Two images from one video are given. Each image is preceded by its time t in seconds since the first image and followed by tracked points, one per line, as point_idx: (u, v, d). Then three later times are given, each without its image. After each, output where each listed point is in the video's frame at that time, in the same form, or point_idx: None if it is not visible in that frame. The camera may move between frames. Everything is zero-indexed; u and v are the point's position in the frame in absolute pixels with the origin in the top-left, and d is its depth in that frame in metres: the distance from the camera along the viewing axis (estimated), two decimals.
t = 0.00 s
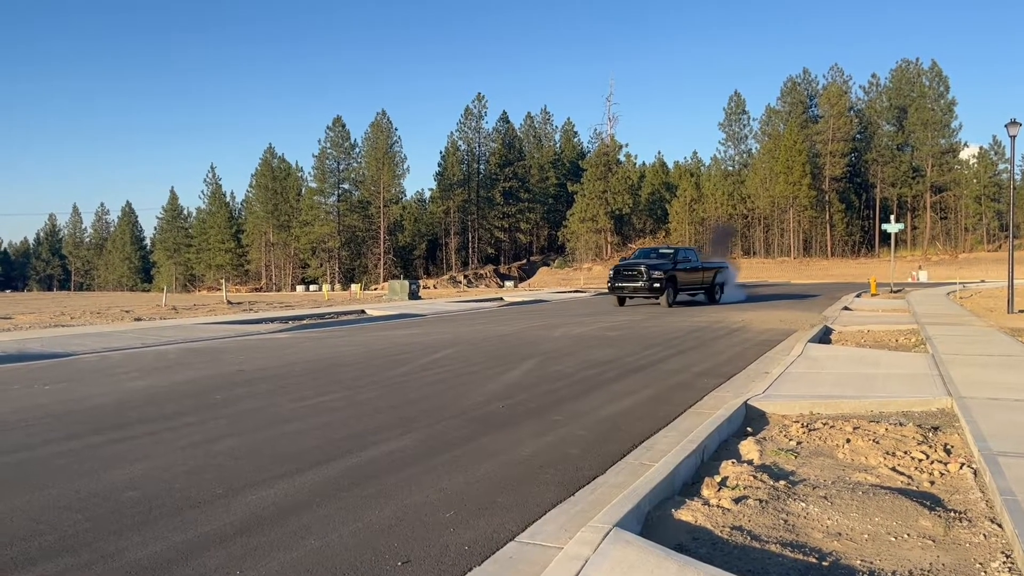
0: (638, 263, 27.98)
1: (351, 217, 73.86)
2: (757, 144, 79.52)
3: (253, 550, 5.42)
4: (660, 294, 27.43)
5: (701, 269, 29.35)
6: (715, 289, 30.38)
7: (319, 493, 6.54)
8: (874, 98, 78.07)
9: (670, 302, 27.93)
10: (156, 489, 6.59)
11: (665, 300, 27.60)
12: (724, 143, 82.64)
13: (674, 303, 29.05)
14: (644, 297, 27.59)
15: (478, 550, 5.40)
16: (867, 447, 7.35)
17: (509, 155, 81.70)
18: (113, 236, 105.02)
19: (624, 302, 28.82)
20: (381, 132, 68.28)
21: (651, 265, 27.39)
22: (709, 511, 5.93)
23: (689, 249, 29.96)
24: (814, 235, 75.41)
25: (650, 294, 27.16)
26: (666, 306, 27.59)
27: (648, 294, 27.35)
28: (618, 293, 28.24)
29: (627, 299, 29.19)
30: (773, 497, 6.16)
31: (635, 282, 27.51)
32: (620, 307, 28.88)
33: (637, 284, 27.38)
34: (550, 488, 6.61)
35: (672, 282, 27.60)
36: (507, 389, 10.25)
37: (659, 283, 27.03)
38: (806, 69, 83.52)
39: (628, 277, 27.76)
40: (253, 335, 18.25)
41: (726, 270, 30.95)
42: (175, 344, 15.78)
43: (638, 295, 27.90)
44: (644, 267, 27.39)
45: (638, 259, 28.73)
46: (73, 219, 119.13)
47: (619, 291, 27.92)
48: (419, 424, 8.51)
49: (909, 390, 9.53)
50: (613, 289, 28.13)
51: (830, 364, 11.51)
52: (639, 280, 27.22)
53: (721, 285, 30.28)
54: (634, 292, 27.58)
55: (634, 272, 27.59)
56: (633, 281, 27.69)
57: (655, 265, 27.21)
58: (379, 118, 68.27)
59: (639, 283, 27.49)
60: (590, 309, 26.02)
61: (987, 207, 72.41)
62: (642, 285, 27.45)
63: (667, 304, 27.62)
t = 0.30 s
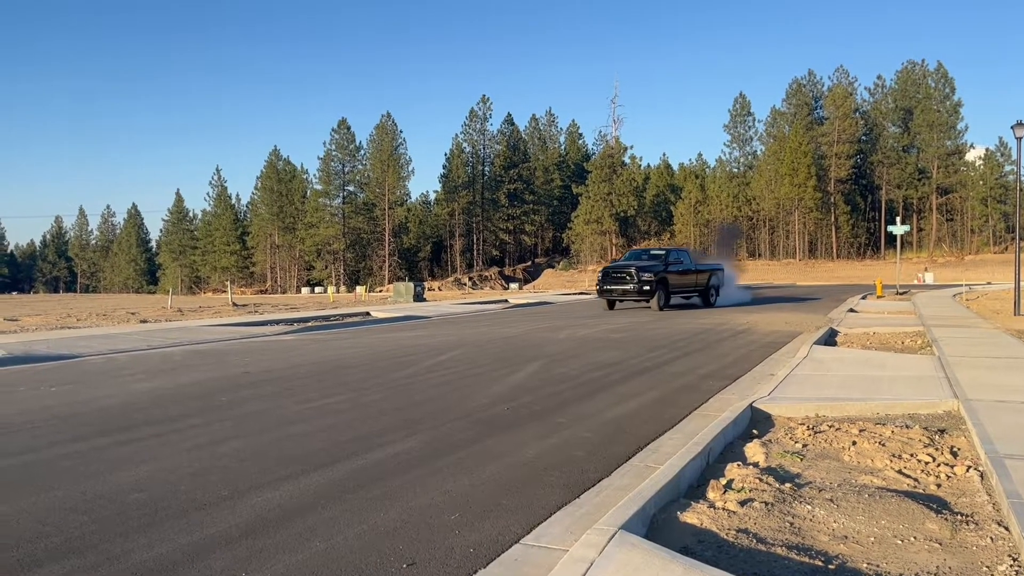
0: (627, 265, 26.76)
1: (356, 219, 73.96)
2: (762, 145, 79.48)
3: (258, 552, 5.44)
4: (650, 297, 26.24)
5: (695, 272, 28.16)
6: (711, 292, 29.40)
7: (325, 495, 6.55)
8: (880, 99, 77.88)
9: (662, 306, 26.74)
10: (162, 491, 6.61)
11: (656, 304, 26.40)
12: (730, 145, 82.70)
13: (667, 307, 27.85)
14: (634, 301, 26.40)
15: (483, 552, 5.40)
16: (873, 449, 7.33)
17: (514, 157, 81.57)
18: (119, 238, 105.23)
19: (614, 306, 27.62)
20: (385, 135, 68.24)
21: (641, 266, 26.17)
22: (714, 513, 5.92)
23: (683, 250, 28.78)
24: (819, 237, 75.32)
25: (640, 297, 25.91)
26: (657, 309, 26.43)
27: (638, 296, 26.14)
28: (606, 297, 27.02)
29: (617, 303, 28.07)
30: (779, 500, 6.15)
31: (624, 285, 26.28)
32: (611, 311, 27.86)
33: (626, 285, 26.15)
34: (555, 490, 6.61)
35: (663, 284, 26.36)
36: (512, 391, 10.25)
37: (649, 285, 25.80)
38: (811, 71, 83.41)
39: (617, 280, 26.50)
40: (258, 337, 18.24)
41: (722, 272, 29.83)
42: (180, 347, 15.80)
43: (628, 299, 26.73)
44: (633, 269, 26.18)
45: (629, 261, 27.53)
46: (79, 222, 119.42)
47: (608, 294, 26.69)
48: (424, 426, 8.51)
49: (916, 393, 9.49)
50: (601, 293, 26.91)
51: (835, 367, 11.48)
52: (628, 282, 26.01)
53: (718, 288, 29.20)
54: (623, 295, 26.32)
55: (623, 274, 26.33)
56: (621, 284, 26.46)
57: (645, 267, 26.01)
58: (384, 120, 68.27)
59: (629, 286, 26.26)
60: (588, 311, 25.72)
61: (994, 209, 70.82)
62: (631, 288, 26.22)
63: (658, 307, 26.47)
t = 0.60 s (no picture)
0: (616, 267, 25.56)
1: (363, 221, 74.21)
2: (770, 147, 79.42)
3: (266, 554, 5.46)
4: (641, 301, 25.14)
5: (688, 274, 27.13)
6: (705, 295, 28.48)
7: (333, 497, 6.56)
8: (887, 100, 77.57)
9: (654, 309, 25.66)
10: (170, 492, 6.64)
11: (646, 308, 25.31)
12: (737, 147, 82.59)
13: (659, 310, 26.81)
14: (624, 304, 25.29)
15: (490, 555, 5.40)
16: (881, 453, 7.30)
17: (520, 159, 81.04)
18: (127, 240, 105.68)
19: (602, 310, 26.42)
20: (392, 137, 68.42)
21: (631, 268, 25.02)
22: (722, 516, 5.91)
23: (676, 251, 27.62)
24: (827, 239, 75.20)
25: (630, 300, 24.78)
26: (647, 314, 25.40)
27: (628, 300, 25.02)
28: (595, 301, 25.87)
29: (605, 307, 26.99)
30: (787, 503, 6.13)
31: (613, 288, 25.14)
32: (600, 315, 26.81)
33: (615, 288, 24.99)
34: (563, 493, 6.60)
35: (654, 287, 25.23)
36: (519, 393, 10.25)
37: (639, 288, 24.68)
38: (819, 73, 83.23)
39: (605, 282, 25.31)
40: (266, 338, 18.29)
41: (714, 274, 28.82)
42: (189, 348, 15.86)
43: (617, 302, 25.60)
44: (623, 271, 25.04)
45: (618, 262, 26.29)
46: (88, 224, 120.01)
47: (597, 298, 25.54)
48: (432, 428, 8.51)
49: (925, 396, 9.44)
50: (589, 297, 25.76)
51: (843, 369, 11.45)
52: (617, 285, 24.86)
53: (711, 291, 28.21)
54: (613, 298, 25.19)
55: (612, 276, 25.16)
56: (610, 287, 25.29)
57: (635, 269, 24.91)
58: (390, 122, 68.35)
59: (618, 289, 25.12)
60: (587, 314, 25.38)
61: (1002, 210, 71.24)
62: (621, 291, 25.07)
63: (648, 311, 25.33)
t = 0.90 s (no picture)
0: (606, 270, 24.65)
1: (373, 223, 74.37)
2: (780, 149, 79.27)
3: (278, 555, 5.50)
4: (632, 305, 24.18)
5: (681, 276, 26.17)
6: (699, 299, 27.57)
7: (343, 499, 6.58)
8: (899, 102, 77.27)
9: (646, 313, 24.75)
10: (182, 493, 6.68)
11: (638, 312, 24.36)
12: (747, 149, 82.33)
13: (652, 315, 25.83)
14: (615, 309, 24.35)
15: (500, 557, 5.42)
16: (894, 456, 7.27)
17: (531, 161, 80.40)
18: (139, 242, 106.27)
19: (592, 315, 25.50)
20: (402, 139, 68.56)
21: (622, 270, 24.11)
22: (733, 519, 5.89)
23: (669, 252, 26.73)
24: (838, 242, 74.91)
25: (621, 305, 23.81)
26: (639, 318, 24.51)
27: (618, 304, 24.13)
28: (585, 305, 24.94)
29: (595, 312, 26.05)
30: (798, 506, 6.11)
31: (603, 291, 24.23)
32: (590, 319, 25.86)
33: (605, 292, 24.08)
34: (573, 495, 6.61)
35: (645, 290, 24.26)
36: (530, 396, 10.24)
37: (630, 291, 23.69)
38: (830, 74, 83.01)
39: (595, 286, 24.39)
40: (276, 340, 18.34)
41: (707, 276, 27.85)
42: (200, 350, 15.92)
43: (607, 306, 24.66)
44: (613, 273, 24.09)
45: (608, 264, 25.35)
46: (100, 226, 120.68)
47: (586, 302, 24.62)
48: (442, 430, 8.51)
49: (936, 399, 9.39)
50: (578, 301, 24.83)
51: (854, 372, 11.39)
52: (607, 288, 23.93)
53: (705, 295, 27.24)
54: (603, 302, 24.28)
55: (602, 279, 24.23)
56: (600, 291, 24.35)
57: (626, 271, 23.97)
58: (401, 125, 68.51)
59: (608, 292, 24.20)
60: (584, 318, 24.87)
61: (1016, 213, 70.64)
62: (610, 295, 24.12)
63: (640, 316, 24.39)
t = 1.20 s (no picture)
0: (597, 271, 23.11)
1: (388, 225, 74.53)
2: (797, 151, 78.99)
3: (294, 556, 5.53)
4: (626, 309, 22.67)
5: (677, 278, 24.78)
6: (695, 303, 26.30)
7: (358, 500, 6.61)
8: (917, 102, 76.68)
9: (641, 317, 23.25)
10: (199, 494, 6.73)
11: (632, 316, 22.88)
12: (763, 150, 82.10)
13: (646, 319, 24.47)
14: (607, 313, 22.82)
15: (515, 559, 5.41)
16: (911, 460, 7.21)
17: (544, 162, 79.14)
18: (156, 244, 107.11)
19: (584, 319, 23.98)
20: (417, 142, 68.76)
21: (615, 272, 22.61)
22: (749, 522, 5.87)
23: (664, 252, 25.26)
24: (855, 244, 74.40)
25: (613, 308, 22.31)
26: (632, 323, 23.04)
27: (611, 308, 22.62)
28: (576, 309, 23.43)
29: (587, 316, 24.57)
30: (814, 510, 6.07)
31: (594, 294, 22.71)
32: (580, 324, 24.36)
33: (597, 295, 22.57)
34: (588, 498, 6.59)
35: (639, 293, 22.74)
36: (544, 399, 10.21)
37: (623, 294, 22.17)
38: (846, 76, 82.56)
39: (586, 288, 22.88)
40: (291, 342, 18.43)
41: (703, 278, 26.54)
42: (216, 352, 15.99)
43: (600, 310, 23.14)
44: (604, 275, 22.55)
45: (600, 265, 23.84)
46: (118, 228, 121.61)
47: (577, 306, 23.10)
48: (457, 433, 8.51)
49: (955, 403, 9.29)
50: (569, 305, 23.32)
51: (871, 375, 11.29)
52: (598, 291, 22.40)
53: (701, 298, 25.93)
54: (594, 306, 22.77)
55: (593, 281, 22.69)
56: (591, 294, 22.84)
57: (619, 273, 22.45)
58: (416, 127, 68.67)
59: (600, 295, 22.67)
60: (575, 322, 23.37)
61: None
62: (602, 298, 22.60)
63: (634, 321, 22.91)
